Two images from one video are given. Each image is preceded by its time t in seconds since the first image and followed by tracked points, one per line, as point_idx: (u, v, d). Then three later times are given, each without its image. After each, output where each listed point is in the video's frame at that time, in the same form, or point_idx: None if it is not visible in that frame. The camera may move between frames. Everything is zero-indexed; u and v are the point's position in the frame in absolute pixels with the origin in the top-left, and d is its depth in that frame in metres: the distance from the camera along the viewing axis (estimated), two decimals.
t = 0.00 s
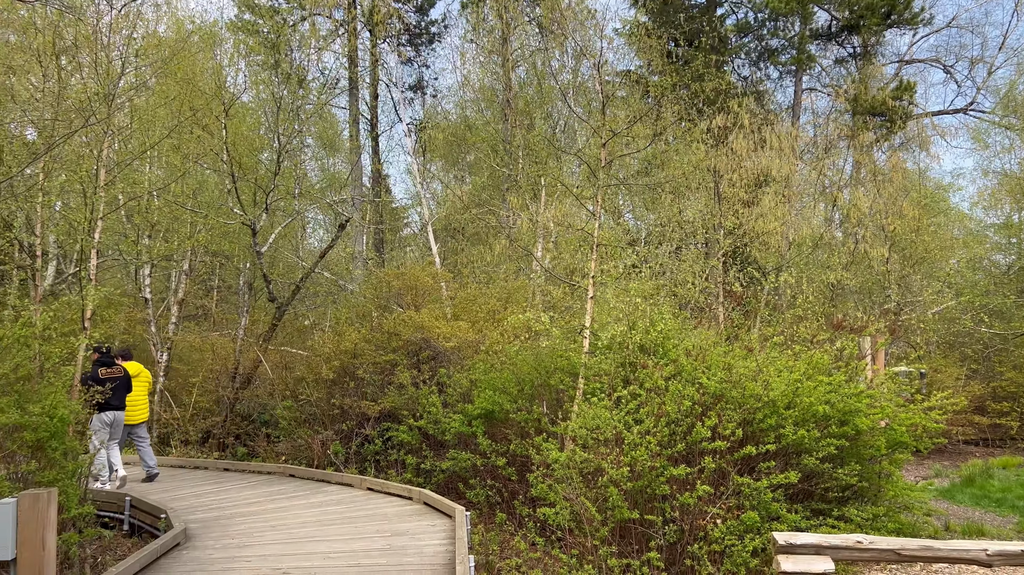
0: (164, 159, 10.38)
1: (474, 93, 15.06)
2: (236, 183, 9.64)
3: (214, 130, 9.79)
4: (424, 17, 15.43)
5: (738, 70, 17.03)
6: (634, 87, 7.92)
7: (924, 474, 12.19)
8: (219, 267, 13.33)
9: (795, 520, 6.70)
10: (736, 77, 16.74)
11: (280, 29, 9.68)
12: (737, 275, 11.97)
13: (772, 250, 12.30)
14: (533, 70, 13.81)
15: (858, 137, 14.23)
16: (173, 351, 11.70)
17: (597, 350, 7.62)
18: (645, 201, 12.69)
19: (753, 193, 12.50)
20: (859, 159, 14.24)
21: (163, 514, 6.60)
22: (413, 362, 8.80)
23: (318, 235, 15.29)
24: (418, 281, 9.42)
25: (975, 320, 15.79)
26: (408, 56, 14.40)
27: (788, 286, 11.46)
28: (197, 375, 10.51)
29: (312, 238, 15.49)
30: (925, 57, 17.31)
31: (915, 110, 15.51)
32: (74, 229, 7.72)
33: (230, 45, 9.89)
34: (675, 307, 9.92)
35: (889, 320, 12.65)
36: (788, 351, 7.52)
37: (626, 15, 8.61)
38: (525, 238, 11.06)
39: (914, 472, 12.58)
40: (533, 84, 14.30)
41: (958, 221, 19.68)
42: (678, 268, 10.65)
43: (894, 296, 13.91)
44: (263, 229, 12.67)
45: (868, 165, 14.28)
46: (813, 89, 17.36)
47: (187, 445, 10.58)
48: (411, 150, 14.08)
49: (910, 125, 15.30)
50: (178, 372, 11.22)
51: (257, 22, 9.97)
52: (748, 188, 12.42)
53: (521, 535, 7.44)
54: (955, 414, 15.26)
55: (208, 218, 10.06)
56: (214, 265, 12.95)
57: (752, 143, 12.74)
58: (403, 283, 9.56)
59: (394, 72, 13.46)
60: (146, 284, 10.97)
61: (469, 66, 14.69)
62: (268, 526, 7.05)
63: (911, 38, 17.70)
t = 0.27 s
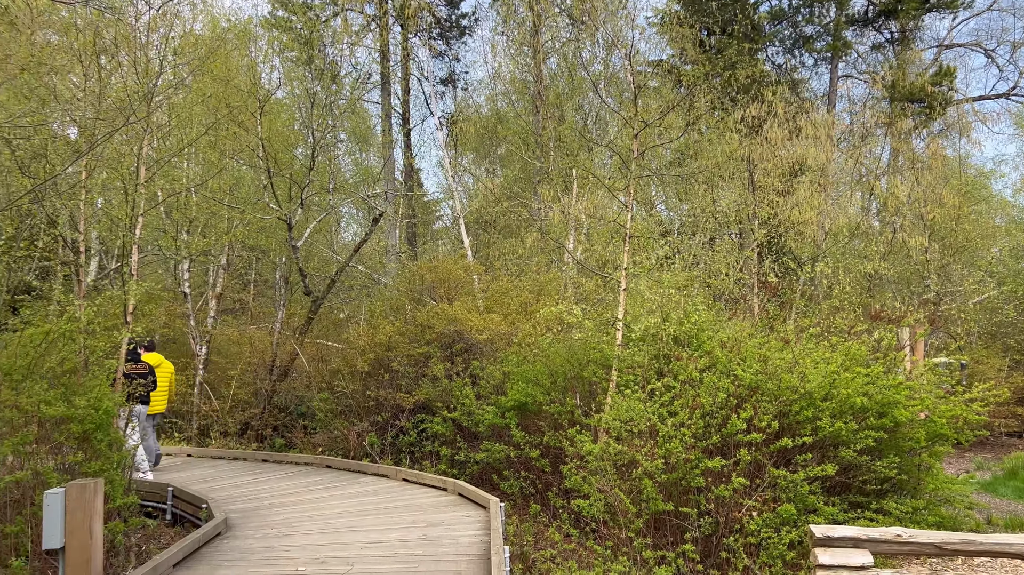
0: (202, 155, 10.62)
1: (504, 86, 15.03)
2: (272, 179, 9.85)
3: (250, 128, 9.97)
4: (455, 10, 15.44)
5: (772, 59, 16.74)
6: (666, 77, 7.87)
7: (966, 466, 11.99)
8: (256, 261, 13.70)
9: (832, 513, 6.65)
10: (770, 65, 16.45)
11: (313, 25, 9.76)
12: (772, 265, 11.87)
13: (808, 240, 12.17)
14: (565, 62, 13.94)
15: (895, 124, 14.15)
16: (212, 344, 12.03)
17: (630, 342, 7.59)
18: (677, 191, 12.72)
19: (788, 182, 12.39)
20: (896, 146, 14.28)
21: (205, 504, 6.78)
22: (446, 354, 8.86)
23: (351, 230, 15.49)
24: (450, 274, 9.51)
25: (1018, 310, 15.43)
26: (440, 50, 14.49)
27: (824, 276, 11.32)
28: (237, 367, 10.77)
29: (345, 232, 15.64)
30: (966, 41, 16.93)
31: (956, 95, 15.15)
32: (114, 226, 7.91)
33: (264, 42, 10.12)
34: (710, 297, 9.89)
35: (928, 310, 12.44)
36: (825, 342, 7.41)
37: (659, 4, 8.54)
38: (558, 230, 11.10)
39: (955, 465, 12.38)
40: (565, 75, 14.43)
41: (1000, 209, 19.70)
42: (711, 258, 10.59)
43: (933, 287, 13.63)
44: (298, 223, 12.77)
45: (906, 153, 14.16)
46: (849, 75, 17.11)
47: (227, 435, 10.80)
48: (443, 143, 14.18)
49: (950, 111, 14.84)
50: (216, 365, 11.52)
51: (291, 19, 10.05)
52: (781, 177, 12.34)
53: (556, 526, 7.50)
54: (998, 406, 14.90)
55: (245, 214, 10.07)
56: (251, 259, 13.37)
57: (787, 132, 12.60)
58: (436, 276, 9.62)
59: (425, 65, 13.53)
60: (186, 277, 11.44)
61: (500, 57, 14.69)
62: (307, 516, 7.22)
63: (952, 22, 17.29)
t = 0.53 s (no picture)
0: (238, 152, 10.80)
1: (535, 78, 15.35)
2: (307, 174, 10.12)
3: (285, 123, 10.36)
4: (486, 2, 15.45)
5: (808, 45, 16.64)
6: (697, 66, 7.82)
7: (1011, 460, 11.76)
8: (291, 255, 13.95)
9: (871, 506, 6.56)
10: (806, 53, 16.39)
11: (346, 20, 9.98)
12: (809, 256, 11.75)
13: (845, 231, 12.03)
14: (597, 53, 13.93)
15: (937, 110, 13.69)
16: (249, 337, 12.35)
17: (665, 334, 7.55)
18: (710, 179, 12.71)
19: (824, 172, 12.23)
20: (936, 134, 13.70)
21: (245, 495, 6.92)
22: (480, 347, 8.99)
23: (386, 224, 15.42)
24: (484, 267, 9.64)
25: None
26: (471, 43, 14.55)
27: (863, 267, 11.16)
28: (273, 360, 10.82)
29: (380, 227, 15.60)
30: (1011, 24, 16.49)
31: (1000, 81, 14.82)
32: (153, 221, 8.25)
33: (298, 38, 10.16)
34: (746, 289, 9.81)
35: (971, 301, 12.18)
36: (863, 333, 7.29)
37: None
38: (592, 221, 11.12)
39: (1000, 459, 12.15)
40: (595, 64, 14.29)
41: None
42: (747, 249, 10.44)
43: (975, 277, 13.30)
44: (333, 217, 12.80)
45: (947, 139, 13.73)
46: (887, 62, 16.81)
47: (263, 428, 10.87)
48: (475, 136, 14.26)
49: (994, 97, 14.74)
50: (253, 357, 11.80)
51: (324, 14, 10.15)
52: (818, 166, 12.17)
53: (590, 518, 7.52)
54: None
55: (281, 208, 10.77)
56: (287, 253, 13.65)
57: (825, 120, 12.40)
58: (468, 269, 9.76)
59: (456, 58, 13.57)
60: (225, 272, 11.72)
61: (531, 49, 14.94)
62: (343, 507, 7.39)
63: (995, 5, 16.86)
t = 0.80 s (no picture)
0: (272, 148, 10.95)
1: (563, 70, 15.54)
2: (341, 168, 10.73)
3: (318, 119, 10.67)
4: None
5: (845, 32, 16.20)
6: (731, 55, 7.77)
7: None
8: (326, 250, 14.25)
9: (910, 500, 6.47)
10: (842, 40, 15.92)
11: (378, 15, 10.31)
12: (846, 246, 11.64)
13: (883, 220, 11.92)
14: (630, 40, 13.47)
15: (976, 98, 13.76)
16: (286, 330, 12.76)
17: (699, 327, 7.50)
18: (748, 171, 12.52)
19: (862, 161, 12.09)
20: (978, 121, 13.92)
21: (283, 486, 7.15)
22: (512, 339, 9.27)
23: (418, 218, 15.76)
24: (515, 260, 9.79)
25: None
26: (503, 35, 14.60)
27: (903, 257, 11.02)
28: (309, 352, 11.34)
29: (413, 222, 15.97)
30: None
31: None
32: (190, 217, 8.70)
33: (331, 34, 10.28)
34: (782, 280, 9.71)
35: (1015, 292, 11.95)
36: (901, 325, 7.15)
37: None
38: (625, 213, 11.11)
39: None
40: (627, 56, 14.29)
41: None
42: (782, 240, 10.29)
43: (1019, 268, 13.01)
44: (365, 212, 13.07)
45: (988, 126, 13.76)
46: (927, 48, 16.48)
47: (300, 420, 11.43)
48: (507, 129, 14.33)
49: None
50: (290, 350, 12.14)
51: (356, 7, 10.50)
52: (856, 155, 12.01)
53: (623, 511, 7.54)
54: None
55: (316, 203, 11.04)
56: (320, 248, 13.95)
57: (862, 108, 12.25)
58: (500, 262, 9.91)
59: (488, 51, 13.68)
60: (259, 266, 11.75)
61: (563, 40, 14.75)
62: (379, 498, 7.55)
63: None
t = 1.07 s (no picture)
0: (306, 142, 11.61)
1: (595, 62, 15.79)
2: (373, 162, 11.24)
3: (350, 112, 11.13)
4: None
5: (883, 20, 16.00)
6: (767, 44, 7.80)
7: None
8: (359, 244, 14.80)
9: (949, 496, 6.36)
10: (880, 27, 15.65)
11: (409, 10, 10.57)
12: (883, 237, 11.55)
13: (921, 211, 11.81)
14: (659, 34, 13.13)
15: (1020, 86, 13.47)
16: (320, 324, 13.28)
17: (732, 319, 7.45)
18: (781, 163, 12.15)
19: (899, 151, 11.97)
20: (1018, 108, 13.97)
21: (318, 477, 7.25)
22: (543, 332, 9.51)
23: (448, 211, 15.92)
24: (546, 254, 9.97)
25: None
26: (533, 28, 14.80)
27: (942, 248, 10.89)
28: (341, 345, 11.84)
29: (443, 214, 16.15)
30: None
31: None
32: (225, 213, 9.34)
33: (363, 27, 10.85)
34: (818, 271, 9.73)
35: None
36: (940, 318, 7.03)
37: None
38: (657, 206, 11.12)
39: None
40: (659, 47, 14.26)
41: None
42: (818, 231, 10.16)
43: None
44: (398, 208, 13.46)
45: None
46: (968, 35, 16.17)
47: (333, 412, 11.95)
48: (537, 122, 14.53)
49: None
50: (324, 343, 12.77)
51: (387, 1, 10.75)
52: (892, 146, 11.99)
53: (656, 505, 7.54)
54: None
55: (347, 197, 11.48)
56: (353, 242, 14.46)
57: (898, 98, 12.20)
58: (532, 256, 10.11)
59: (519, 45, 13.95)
60: (293, 260, 12.28)
61: (594, 32, 15.27)
62: (413, 490, 7.68)
63: None
